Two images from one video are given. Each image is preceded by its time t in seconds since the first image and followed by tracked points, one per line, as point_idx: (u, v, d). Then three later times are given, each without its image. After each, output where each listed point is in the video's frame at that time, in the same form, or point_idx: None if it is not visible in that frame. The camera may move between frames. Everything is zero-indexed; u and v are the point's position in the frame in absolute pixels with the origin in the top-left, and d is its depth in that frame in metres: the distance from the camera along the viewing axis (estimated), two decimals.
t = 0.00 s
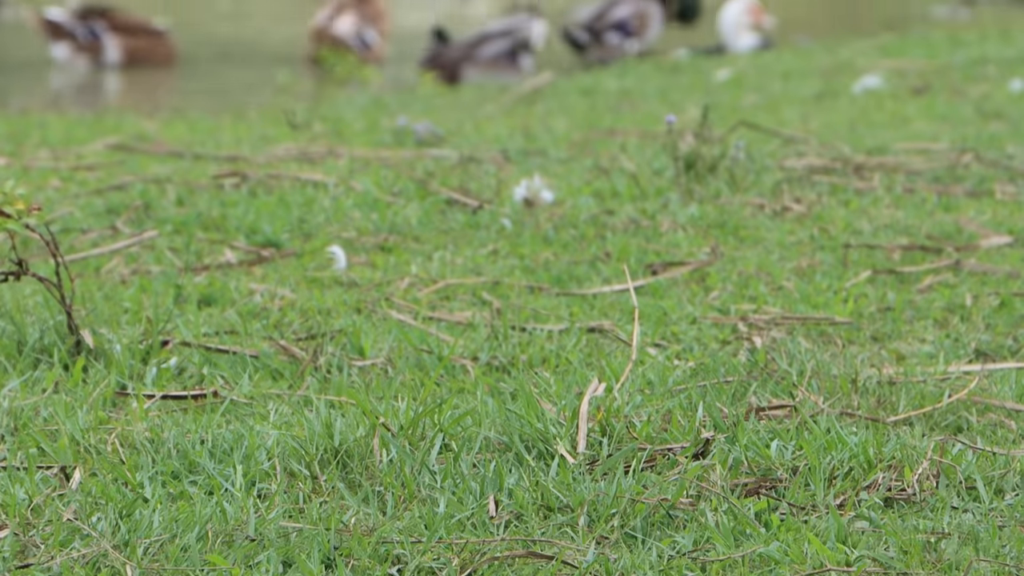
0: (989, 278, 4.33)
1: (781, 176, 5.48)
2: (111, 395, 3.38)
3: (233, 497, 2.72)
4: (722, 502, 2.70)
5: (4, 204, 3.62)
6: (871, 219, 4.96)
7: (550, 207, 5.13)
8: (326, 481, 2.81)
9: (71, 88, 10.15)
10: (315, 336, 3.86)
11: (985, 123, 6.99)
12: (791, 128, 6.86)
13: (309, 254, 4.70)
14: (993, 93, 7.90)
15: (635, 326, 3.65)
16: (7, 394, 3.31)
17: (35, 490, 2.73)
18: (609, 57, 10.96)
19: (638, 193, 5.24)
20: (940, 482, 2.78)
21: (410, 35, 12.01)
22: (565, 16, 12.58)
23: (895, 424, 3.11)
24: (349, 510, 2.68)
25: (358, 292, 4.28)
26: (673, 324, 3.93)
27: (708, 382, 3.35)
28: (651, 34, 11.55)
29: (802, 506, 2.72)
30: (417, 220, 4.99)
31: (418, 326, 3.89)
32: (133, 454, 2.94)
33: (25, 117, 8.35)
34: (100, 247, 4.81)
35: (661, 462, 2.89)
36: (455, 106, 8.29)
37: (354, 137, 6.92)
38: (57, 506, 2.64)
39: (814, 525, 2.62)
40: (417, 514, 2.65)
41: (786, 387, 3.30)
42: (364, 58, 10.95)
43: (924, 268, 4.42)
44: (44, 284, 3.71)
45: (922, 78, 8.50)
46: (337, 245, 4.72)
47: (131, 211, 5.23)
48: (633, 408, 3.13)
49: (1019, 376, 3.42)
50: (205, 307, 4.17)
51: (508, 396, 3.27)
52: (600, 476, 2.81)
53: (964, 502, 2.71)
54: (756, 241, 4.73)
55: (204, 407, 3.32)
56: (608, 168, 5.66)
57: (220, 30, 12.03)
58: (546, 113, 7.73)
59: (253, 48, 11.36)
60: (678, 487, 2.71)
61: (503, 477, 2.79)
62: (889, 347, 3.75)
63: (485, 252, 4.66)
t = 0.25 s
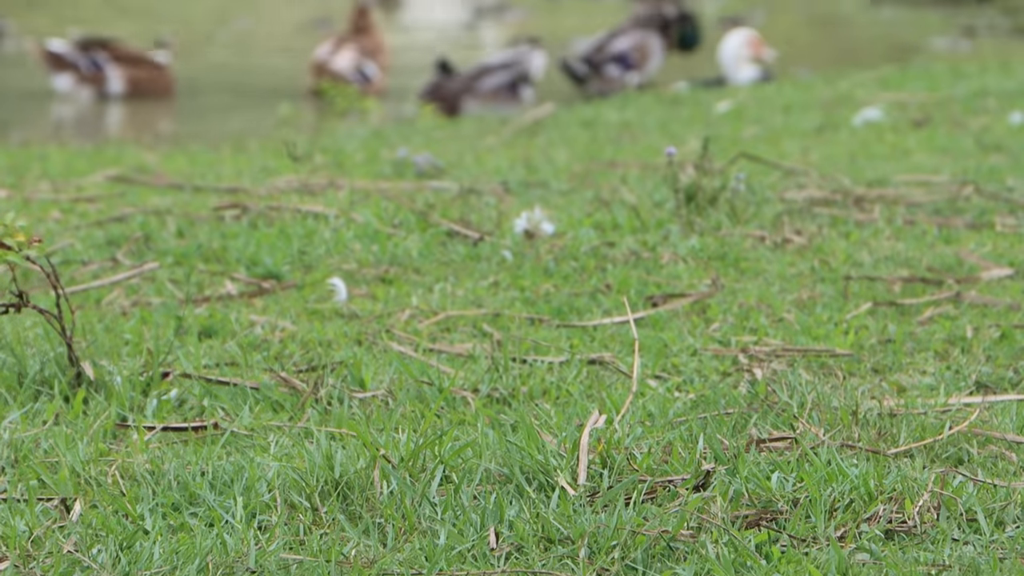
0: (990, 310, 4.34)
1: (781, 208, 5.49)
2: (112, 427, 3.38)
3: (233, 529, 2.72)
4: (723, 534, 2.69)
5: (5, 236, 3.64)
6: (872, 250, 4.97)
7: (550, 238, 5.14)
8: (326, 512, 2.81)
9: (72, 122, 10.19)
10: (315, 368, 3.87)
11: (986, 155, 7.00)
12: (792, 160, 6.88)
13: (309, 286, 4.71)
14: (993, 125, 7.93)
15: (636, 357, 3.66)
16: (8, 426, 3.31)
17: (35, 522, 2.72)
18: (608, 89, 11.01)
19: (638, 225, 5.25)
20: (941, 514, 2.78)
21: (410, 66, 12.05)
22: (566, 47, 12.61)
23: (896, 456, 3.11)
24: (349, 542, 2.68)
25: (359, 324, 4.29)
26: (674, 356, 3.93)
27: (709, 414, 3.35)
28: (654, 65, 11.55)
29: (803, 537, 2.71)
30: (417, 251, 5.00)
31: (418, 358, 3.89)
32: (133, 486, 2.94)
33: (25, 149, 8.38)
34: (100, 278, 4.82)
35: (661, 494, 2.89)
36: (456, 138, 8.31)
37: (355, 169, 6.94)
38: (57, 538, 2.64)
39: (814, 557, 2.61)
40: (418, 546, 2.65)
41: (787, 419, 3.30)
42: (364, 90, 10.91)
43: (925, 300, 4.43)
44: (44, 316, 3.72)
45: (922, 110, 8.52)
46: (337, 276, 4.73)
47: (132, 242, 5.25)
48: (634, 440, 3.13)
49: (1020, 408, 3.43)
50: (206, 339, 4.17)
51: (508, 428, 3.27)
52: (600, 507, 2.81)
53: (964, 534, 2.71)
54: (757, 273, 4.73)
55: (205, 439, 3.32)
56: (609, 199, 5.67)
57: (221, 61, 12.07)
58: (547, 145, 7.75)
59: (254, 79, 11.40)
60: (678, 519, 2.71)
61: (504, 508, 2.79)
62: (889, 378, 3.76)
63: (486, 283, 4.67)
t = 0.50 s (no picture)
0: (991, 339, 4.34)
1: (782, 237, 5.50)
2: (112, 456, 3.38)
3: (234, 558, 2.72)
4: (724, 564, 2.69)
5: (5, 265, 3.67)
6: (873, 280, 4.98)
7: (551, 267, 5.14)
8: (327, 542, 2.81)
9: (75, 152, 10.22)
10: (316, 398, 3.86)
11: (987, 185, 7.01)
12: (794, 190, 6.88)
13: (310, 315, 4.71)
14: (994, 155, 7.95)
15: (637, 387, 3.66)
16: (8, 456, 3.31)
17: (35, 552, 2.73)
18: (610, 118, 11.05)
19: (640, 254, 5.25)
20: (942, 543, 2.78)
21: (411, 95, 12.08)
22: (567, 76, 12.64)
23: (897, 486, 3.11)
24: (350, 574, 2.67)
25: (359, 353, 4.29)
26: (675, 385, 3.94)
27: (710, 443, 3.35)
28: (654, 94, 11.60)
29: (804, 567, 2.71)
30: (418, 280, 5.00)
31: (419, 387, 3.89)
32: (133, 515, 2.94)
33: (27, 179, 8.39)
34: (101, 307, 4.83)
35: (662, 524, 2.89)
36: (457, 168, 8.33)
37: (356, 198, 6.95)
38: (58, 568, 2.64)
39: None
40: None
41: (788, 448, 3.30)
42: (364, 120, 10.93)
43: (926, 329, 4.44)
44: (45, 346, 3.72)
45: (923, 140, 8.54)
46: (339, 305, 4.73)
47: (133, 271, 5.26)
48: (635, 469, 3.12)
49: (1021, 438, 3.43)
50: (207, 368, 4.18)
51: (510, 457, 3.26)
52: (601, 537, 2.81)
53: (965, 565, 2.71)
54: (758, 302, 4.74)
55: (205, 468, 3.31)
56: (610, 228, 5.68)
57: (223, 90, 12.10)
58: (548, 175, 7.76)
59: (256, 109, 11.44)
60: (679, 549, 2.71)
61: (504, 538, 2.78)
62: (891, 408, 3.76)
63: (487, 312, 4.67)
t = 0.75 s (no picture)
0: (993, 366, 4.34)
1: (783, 263, 5.50)
2: (113, 482, 3.38)
3: None
4: None
5: (7, 292, 3.71)
6: (874, 306, 4.98)
7: (552, 293, 5.15)
8: (328, 567, 2.81)
9: (76, 178, 10.22)
10: (317, 424, 3.86)
11: (988, 211, 7.02)
12: (795, 216, 6.89)
13: (311, 341, 4.71)
14: (995, 182, 7.96)
15: (638, 413, 3.66)
16: (9, 482, 3.31)
17: None
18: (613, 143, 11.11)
19: (641, 280, 5.26)
20: (944, 569, 2.78)
21: (412, 122, 12.10)
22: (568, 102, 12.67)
23: (899, 512, 3.10)
24: None
25: (360, 380, 4.29)
26: (676, 412, 3.94)
27: (712, 470, 3.34)
28: (654, 120, 11.68)
29: None
30: (419, 306, 5.00)
31: (420, 413, 3.88)
32: (134, 542, 2.94)
33: (28, 205, 8.41)
34: (102, 334, 4.84)
35: (664, 550, 2.88)
36: (458, 194, 8.34)
37: (357, 225, 6.96)
38: None
39: None
40: None
41: (790, 475, 3.29)
42: (363, 146, 10.95)
43: (927, 355, 4.44)
44: (47, 372, 3.73)
45: (924, 167, 8.55)
46: (340, 332, 4.74)
47: (134, 298, 5.27)
48: (636, 495, 3.12)
49: (1022, 464, 3.43)
50: (208, 394, 4.18)
51: (511, 484, 3.26)
52: (602, 564, 2.81)
53: None
54: (759, 328, 4.74)
55: (206, 494, 3.31)
56: (611, 254, 5.68)
57: (224, 117, 12.12)
58: (549, 201, 7.77)
59: (257, 135, 11.46)
60: None
61: (506, 564, 2.78)
62: (892, 434, 3.76)
63: (488, 338, 4.68)
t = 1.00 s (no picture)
0: (994, 390, 4.34)
1: (785, 286, 5.50)
2: (114, 505, 3.38)
3: None
4: None
5: (9, 315, 3.74)
6: (875, 330, 4.98)
7: (554, 316, 5.15)
8: None
9: (77, 202, 10.24)
10: (318, 447, 3.86)
11: (989, 235, 7.02)
12: (796, 240, 6.90)
13: (313, 364, 4.71)
14: (996, 205, 7.96)
15: (639, 436, 3.67)
16: (9, 505, 3.31)
17: None
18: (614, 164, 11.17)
19: (642, 304, 5.26)
20: None
21: (413, 145, 12.12)
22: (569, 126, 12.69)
23: (900, 536, 3.10)
24: None
25: (361, 403, 4.29)
26: (677, 435, 3.94)
27: (713, 493, 3.34)
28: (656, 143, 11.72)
29: None
30: (421, 329, 5.00)
31: (422, 437, 3.88)
32: (135, 565, 2.94)
33: (29, 228, 8.43)
34: (103, 358, 4.84)
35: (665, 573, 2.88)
36: (459, 218, 8.35)
37: (358, 248, 6.96)
38: None
39: None
40: None
41: (792, 498, 3.29)
42: (365, 168, 10.98)
43: (928, 379, 4.44)
44: (48, 396, 3.74)
45: (925, 190, 8.56)
46: (341, 355, 4.74)
47: (135, 321, 5.27)
48: (637, 519, 3.12)
49: None
50: (209, 418, 4.18)
51: (512, 507, 3.26)
52: None
53: None
54: (761, 351, 4.74)
55: (207, 517, 3.31)
56: (612, 278, 5.69)
57: (225, 140, 12.15)
58: (550, 224, 7.78)
59: (258, 159, 11.49)
60: None
61: None
62: (894, 458, 3.76)
63: (489, 361, 4.68)
